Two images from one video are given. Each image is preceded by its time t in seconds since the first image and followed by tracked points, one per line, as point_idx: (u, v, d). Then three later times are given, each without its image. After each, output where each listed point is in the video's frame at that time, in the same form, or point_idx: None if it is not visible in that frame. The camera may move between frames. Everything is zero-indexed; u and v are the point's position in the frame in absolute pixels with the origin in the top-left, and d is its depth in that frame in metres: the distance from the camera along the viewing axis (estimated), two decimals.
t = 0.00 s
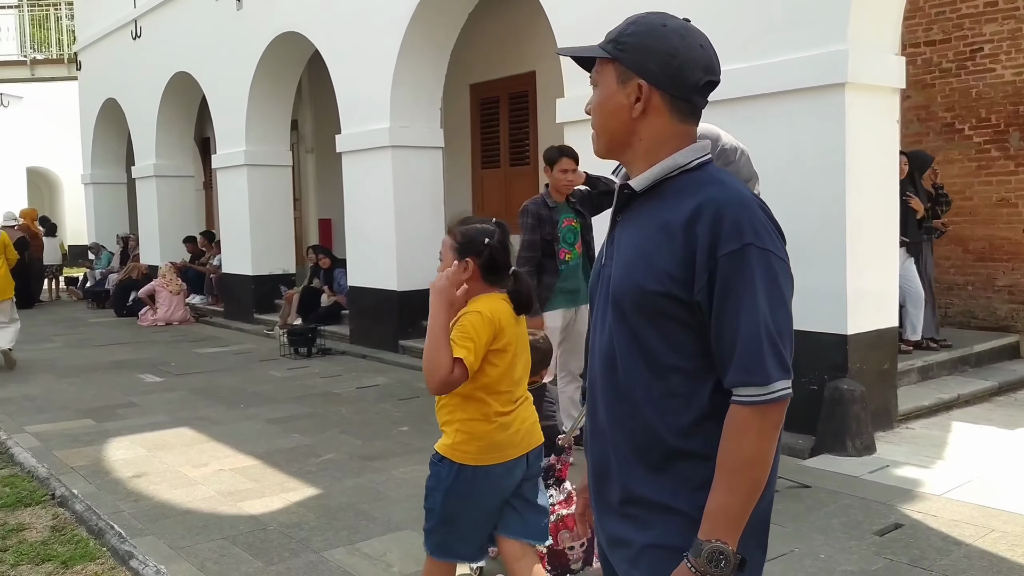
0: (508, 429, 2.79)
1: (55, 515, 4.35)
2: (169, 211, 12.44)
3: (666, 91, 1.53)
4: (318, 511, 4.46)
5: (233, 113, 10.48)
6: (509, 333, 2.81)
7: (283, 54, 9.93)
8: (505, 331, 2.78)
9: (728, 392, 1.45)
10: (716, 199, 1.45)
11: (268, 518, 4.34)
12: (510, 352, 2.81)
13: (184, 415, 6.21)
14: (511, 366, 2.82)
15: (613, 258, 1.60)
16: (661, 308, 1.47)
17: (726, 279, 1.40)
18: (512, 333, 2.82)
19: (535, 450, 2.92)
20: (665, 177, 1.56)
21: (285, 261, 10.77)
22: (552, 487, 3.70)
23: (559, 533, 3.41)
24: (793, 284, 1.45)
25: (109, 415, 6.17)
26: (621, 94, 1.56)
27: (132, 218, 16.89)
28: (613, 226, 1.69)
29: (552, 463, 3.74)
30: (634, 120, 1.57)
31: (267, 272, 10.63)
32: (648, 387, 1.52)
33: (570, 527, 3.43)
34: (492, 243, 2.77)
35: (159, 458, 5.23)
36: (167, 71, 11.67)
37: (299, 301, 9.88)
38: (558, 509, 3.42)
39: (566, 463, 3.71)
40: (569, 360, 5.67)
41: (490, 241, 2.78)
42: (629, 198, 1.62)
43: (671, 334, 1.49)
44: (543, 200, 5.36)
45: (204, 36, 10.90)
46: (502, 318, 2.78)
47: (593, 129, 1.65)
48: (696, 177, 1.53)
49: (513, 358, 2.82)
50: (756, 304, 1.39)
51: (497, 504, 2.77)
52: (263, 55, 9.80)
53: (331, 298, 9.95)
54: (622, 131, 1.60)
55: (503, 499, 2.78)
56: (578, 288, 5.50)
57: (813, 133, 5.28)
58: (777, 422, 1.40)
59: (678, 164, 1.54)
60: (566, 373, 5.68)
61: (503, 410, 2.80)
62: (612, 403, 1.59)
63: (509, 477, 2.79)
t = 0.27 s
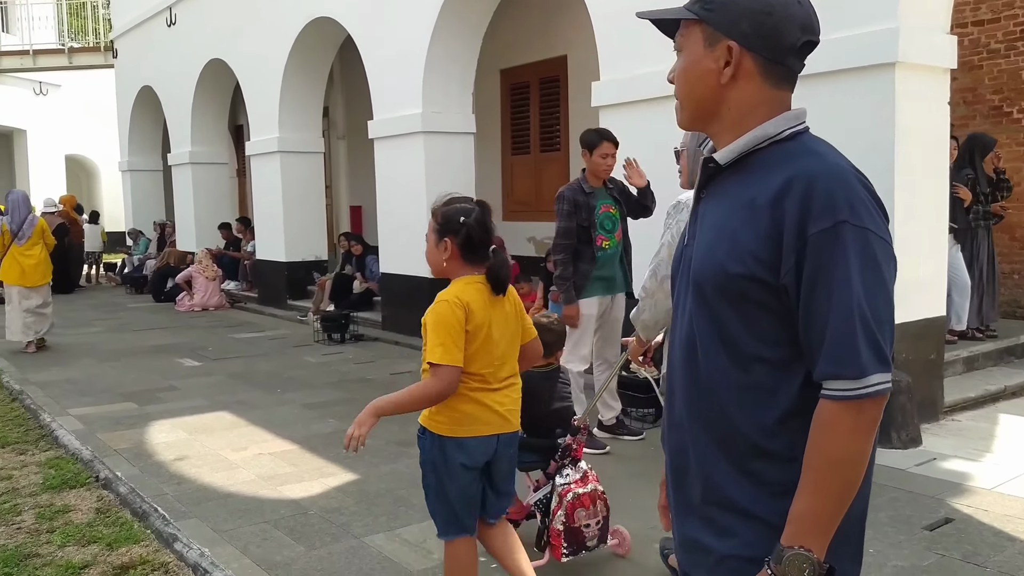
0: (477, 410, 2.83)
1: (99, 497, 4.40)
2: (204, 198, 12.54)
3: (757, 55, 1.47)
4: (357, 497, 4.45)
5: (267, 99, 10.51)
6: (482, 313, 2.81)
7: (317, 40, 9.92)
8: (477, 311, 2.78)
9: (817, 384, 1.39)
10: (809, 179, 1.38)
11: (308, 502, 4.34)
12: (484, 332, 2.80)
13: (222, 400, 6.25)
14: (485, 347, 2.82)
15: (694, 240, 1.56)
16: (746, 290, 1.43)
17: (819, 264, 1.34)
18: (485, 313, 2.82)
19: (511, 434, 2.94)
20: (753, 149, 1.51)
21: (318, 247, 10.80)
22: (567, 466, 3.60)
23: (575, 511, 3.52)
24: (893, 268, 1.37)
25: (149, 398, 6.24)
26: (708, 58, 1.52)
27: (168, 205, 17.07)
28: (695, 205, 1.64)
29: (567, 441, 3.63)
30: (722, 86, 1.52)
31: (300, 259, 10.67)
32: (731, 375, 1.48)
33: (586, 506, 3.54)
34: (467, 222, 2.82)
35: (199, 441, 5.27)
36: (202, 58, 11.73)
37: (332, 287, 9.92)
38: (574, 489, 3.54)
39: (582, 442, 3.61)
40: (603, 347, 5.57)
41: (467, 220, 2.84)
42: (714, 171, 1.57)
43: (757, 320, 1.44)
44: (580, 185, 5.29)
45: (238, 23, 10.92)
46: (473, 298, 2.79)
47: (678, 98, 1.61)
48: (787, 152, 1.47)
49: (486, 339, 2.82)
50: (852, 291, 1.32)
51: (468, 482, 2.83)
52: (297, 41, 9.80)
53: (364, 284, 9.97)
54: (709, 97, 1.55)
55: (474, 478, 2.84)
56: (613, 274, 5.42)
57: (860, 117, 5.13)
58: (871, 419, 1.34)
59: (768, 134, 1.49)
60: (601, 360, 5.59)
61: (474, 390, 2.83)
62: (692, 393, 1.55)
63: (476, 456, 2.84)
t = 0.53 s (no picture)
0: (464, 391, 2.90)
1: (133, 483, 4.38)
2: (237, 184, 12.56)
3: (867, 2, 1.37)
4: (389, 486, 4.38)
5: (299, 84, 10.47)
6: (458, 296, 2.86)
7: (348, 24, 9.82)
8: (451, 295, 2.85)
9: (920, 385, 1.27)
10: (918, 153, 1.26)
11: (339, 492, 4.28)
12: (459, 315, 2.86)
13: (255, 386, 6.23)
14: (465, 329, 2.88)
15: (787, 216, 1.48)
16: (839, 272, 1.33)
17: (923, 247, 1.23)
18: (461, 297, 2.86)
19: (507, 413, 2.99)
20: (855, 109, 1.42)
21: (349, 233, 10.76)
22: (580, 450, 3.63)
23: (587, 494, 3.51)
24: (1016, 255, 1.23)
25: (183, 384, 6.23)
26: (810, 8, 1.42)
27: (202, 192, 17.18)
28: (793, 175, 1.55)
29: (579, 424, 3.64)
30: (825, 38, 1.42)
31: (332, 245, 10.64)
32: (819, 363, 1.39)
33: (598, 489, 3.54)
34: (452, 204, 2.86)
35: (232, 428, 5.23)
36: (234, 43, 11.72)
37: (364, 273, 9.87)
38: (586, 472, 3.52)
39: (594, 425, 3.62)
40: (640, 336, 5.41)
41: (454, 201, 2.89)
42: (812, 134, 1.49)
43: (851, 307, 1.34)
44: (618, 167, 5.14)
45: (269, 8, 10.87)
46: (444, 283, 2.84)
47: (774, 55, 1.51)
48: (896, 118, 1.35)
49: (465, 321, 2.87)
50: (963, 281, 1.19)
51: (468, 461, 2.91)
52: (328, 26, 9.71)
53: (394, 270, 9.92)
54: (810, 51, 1.45)
55: (472, 457, 2.91)
56: (652, 260, 5.27)
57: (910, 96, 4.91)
58: (979, 431, 1.20)
59: (874, 91, 1.39)
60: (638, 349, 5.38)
61: (460, 372, 2.90)
62: (777, 384, 1.47)
63: (473, 437, 2.91)
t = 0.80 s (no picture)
0: (454, 377, 2.91)
1: (155, 475, 4.32)
2: (264, 171, 12.52)
3: None
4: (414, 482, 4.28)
5: (325, 70, 10.37)
6: (456, 283, 2.86)
7: (374, 9, 9.68)
8: (448, 282, 2.85)
9: None
10: None
11: (364, 487, 4.18)
12: (456, 302, 2.87)
13: (280, 375, 6.16)
14: (460, 316, 2.89)
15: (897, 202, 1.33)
16: (957, 270, 1.19)
17: None
18: (459, 284, 2.87)
19: (495, 399, 3.02)
20: (984, 85, 1.26)
21: (376, 220, 10.66)
22: (585, 438, 3.55)
23: (592, 483, 3.48)
24: None
25: (208, 373, 6.18)
26: None
27: (230, 179, 17.22)
28: (908, 157, 1.39)
29: (584, 412, 3.56)
30: None
31: (358, 232, 10.56)
32: (926, 373, 1.26)
33: (604, 478, 3.49)
34: (445, 193, 2.87)
35: (256, 419, 5.15)
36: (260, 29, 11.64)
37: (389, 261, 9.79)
38: (591, 461, 3.48)
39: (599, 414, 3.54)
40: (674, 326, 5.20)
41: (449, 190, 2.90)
42: (936, 110, 1.33)
43: (969, 312, 1.19)
44: (656, 150, 5.01)
45: None
46: (444, 269, 2.84)
47: (895, 16, 1.34)
48: None
49: (459, 308, 2.88)
50: None
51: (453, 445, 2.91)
52: (354, 10, 9.58)
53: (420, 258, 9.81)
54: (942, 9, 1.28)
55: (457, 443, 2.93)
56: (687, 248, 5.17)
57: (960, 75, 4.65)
58: None
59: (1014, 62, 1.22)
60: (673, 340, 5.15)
61: (452, 358, 2.91)
62: (876, 388, 1.35)
63: (459, 422, 2.93)
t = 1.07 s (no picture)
0: (450, 363, 2.92)
1: (173, 470, 4.24)
2: (285, 161, 12.45)
3: None
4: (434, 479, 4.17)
5: (345, 58, 10.25)
6: (452, 269, 2.87)
7: None
8: (444, 268, 2.85)
9: None
10: None
11: (384, 484, 4.08)
12: (452, 288, 2.87)
13: (300, 367, 6.08)
14: (454, 302, 2.89)
15: None
16: None
17: None
18: (454, 270, 2.87)
19: (490, 384, 3.00)
20: None
21: (396, 210, 10.56)
22: (587, 428, 3.60)
23: (595, 471, 3.54)
24: None
25: (228, 365, 6.10)
26: None
27: (252, 168, 17.19)
28: None
29: (587, 401, 3.61)
30: None
31: (378, 222, 10.46)
32: None
33: (607, 467, 3.56)
34: (427, 183, 2.91)
35: (276, 413, 5.06)
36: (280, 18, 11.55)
37: (410, 251, 9.68)
38: (594, 450, 3.54)
39: (601, 403, 3.59)
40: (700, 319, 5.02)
41: (433, 180, 2.92)
42: None
43: None
44: (690, 136, 4.88)
45: None
46: (442, 255, 2.85)
47: None
48: None
49: (455, 294, 2.88)
50: None
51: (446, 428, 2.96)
52: None
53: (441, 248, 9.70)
54: None
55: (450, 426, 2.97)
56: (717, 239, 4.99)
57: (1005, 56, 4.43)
58: None
59: None
60: (698, 334, 4.97)
61: (449, 345, 2.91)
62: (997, 395, 1.21)
63: (454, 406, 2.95)
